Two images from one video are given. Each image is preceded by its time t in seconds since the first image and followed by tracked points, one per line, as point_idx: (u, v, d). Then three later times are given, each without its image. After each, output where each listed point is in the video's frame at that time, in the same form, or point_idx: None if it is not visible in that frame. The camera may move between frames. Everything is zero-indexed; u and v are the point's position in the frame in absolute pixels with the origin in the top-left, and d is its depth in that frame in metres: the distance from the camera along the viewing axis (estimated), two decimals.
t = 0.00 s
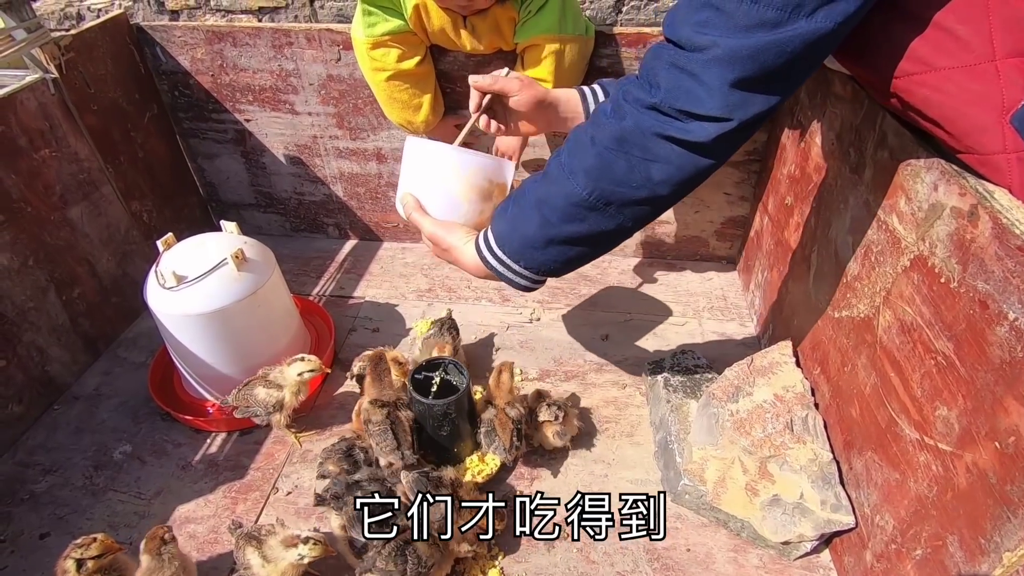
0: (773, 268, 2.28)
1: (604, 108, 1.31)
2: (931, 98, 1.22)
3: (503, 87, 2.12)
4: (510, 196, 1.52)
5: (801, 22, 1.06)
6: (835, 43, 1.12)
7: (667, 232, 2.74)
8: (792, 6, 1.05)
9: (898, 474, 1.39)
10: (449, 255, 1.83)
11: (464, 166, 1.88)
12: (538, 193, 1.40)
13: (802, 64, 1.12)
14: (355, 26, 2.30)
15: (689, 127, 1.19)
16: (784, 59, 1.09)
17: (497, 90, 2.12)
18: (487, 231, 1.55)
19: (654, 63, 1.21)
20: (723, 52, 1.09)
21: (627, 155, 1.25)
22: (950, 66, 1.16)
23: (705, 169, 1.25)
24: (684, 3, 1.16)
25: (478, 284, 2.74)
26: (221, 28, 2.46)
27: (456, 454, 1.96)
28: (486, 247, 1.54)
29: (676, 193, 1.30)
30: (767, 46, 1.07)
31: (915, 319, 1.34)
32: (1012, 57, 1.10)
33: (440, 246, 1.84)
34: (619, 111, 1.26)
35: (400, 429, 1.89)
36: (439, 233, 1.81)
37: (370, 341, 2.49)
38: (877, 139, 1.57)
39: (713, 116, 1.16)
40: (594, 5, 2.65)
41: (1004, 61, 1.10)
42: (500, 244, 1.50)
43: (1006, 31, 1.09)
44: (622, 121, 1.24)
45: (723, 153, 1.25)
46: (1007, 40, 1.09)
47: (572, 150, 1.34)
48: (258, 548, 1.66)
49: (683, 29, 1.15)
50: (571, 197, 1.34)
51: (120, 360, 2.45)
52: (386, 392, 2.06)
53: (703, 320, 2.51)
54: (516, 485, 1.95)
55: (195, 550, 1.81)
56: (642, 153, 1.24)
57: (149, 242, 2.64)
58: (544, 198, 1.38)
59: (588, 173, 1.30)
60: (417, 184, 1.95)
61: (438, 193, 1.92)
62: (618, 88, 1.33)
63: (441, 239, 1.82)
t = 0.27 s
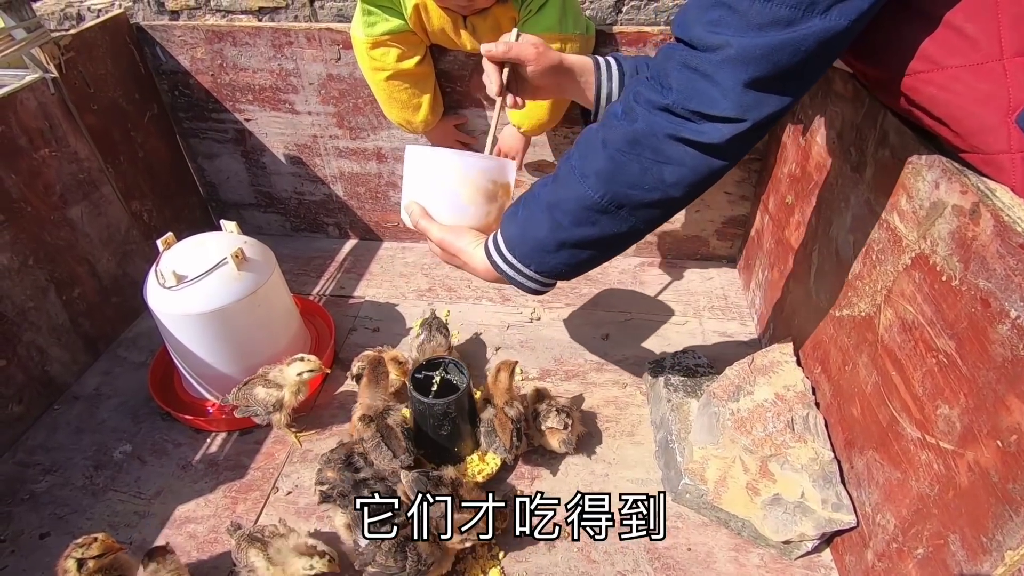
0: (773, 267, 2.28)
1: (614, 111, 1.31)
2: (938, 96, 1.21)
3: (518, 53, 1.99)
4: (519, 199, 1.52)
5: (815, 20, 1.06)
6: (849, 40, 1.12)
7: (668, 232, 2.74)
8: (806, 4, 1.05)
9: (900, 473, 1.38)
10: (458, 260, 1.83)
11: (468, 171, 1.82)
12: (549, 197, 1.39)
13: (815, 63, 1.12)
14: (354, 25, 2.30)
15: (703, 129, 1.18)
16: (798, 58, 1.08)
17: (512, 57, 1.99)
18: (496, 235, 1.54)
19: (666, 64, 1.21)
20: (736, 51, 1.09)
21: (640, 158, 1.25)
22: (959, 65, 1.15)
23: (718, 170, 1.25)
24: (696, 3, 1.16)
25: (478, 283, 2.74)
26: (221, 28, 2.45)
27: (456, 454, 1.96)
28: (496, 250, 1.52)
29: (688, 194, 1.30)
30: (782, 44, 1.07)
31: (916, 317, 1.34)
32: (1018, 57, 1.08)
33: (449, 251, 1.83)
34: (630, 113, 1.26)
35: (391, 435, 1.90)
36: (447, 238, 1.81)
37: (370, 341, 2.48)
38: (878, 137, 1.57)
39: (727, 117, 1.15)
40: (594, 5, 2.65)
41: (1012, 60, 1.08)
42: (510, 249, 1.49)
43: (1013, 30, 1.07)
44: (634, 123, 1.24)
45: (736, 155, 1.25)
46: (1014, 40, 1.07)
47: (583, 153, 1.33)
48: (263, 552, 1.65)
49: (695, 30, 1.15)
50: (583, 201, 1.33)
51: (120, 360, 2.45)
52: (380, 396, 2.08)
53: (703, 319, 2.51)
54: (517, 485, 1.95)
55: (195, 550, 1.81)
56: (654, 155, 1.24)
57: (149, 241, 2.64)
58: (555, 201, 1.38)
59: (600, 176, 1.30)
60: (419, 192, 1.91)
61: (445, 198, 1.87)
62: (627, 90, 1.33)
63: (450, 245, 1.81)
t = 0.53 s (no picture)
0: (773, 262, 2.28)
1: (635, 103, 1.31)
2: (953, 86, 1.18)
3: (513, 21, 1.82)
4: (539, 195, 1.52)
5: None
6: (879, 23, 1.10)
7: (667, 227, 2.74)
8: None
9: (898, 467, 1.38)
10: (488, 256, 1.76)
11: (499, 166, 1.79)
12: (570, 191, 1.39)
13: (844, 46, 1.11)
14: (353, 19, 2.29)
15: (727, 117, 1.18)
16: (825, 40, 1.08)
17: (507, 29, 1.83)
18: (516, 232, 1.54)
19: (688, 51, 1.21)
20: (761, 35, 1.09)
21: (662, 150, 1.25)
22: (978, 53, 1.12)
23: (743, 160, 1.24)
24: None
25: (477, 279, 2.73)
26: (219, 22, 2.45)
27: (455, 449, 1.96)
28: (518, 245, 1.52)
29: (713, 186, 1.29)
30: (809, 26, 1.06)
31: (915, 310, 1.34)
32: None
33: (477, 246, 1.77)
34: (651, 104, 1.26)
35: (381, 435, 1.88)
36: (474, 233, 1.75)
37: (369, 336, 2.48)
38: (878, 130, 1.56)
39: (753, 104, 1.15)
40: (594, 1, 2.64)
41: None
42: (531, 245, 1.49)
43: None
44: (655, 115, 1.24)
45: (762, 144, 1.24)
46: None
47: (604, 146, 1.34)
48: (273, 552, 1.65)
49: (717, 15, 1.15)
50: (605, 194, 1.33)
51: (119, 354, 2.44)
52: (377, 394, 2.07)
53: (703, 315, 2.50)
54: (516, 480, 1.95)
55: (194, 544, 1.81)
56: (678, 145, 1.23)
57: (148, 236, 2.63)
58: (577, 195, 1.38)
59: (621, 169, 1.30)
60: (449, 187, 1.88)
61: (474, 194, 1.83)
62: (647, 82, 1.33)
63: (477, 239, 1.75)
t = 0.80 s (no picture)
0: (772, 262, 2.28)
1: (660, 107, 1.29)
2: (967, 88, 1.19)
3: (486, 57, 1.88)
4: (554, 200, 1.50)
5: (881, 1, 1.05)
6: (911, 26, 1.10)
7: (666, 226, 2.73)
8: None
9: (897, 467, 1.38)
10: (496, 257, 1.74)
11: (515, 165, 1.78)
12: (590, 196, 1.36)
13: (880, 48, 1.10)
14: (352, 14, 2.28)
15: (761, 122, 1.16)
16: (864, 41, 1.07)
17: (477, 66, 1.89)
18: (529, 236, 1.52)
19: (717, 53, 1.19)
20: (800, 38, 1.07)
21: (691, 155, 1.23)
22: (996, 56, 1.13)
23: (772, 168, 1.22)
24: None
25: (476, 277, 2.73)
26: (217, 18, 2.44)
27: (452, 447, 1.95)
28: (531, 249, 1.49)
29: (739, 193, 1.28)
30: (849, 27, 1.05)
31: (915, 310, 1.33)
32: None
33: (486, 246, 1.74)
34: (679, 108, 1.24)
35: (363, 439, 1.87)
36: (486, 231, 1.73)
37: (366, 334, 2.48)
38: (878, 130, 1.56)
39: (789, 110, 1.13)
40: None
41: None
42: (547, 250, 1.46)
43: None
44: (685, 119, 1.22)
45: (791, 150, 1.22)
46: None
47: (626, 150, 1.31)
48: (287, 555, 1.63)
49: (751, 16, 1.13)
50: (628, 200, 1.31)
51: (115, 352, 2.43)
52: (372, 399, 2.08)
53: (702, 314, 2.50)
54: (514, 479, 1.94)
55: (190, 542, 1.80)
56: (708, 151, 1.21)
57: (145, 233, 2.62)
58: (598, 201, 1.35)
59: (646, 175, 1.27)
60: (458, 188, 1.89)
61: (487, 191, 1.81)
62: (673, 82, 1.30)
63: (488, 239, 1.73)
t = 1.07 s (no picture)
0: (771, 261, 2.28)
1: (673, 118, 1.27)
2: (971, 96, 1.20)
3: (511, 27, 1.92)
4: (561, 208, 1.49)
5: (900, 18, 1.05)
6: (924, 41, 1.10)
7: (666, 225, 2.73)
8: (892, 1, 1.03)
9: (896, 466, 1.38)
10: (497, 264, 1.76)
11: (502, 167, 1.76)
12: (602, 208, 1.36)
13: (895, 64, 1.10)
14: (352, 11, 2.28)
15: (780, 140, 1.15)
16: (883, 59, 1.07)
17: (503, 31, 1.92)
18: (535, 244, 1.51)
19: (734, 67, 1.18)
20: (820, 57, 1.07)
21: (707, 170, 1.22)
22: (1000, 65, 1.15)
23: (786, 182, 1.23)
24: (766, 4, 1.13)
25: (475, 276, 2.73)
26: (216, 15, 2.43)
27: (451, 445, 1.95)
28: (538, 258, 1.50)
29: (751, 206, 1.28)
30: (868, 46, 1.06)
31: (914, 310, 1.33)
32: None
33: (486, 255, 1.76)
34: (694, 121, 1.23)
35: (376, 434, 1.87)
36: (484, 241, 1.74)
37: (365, 333, 2.47)
38: (878, 130, 1.56)
39: (808, 128, 1.13)
40: None
41: None
42: (556, 259, 1.46)
43: None
44: (702, 134, 1.21)
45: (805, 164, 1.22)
46: None
47: (640, 162, 1.30)
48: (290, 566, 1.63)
49: (768, 31, 1.12)
50: (641, 213, 1.30)
51: (114, 349, 2.43)
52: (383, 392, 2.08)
53: (701, 313, 2.50)
54: (513, 477, 1.95)
55: (189, 540, 1.80)
56: (724, 167, 1.21)
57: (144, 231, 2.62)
58: (610, 212, 1.35)
59: (661, 189, 1.27)
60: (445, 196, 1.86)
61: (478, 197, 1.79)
62: (685, 93, 1.29)
63: (487, 248, 1.74)
